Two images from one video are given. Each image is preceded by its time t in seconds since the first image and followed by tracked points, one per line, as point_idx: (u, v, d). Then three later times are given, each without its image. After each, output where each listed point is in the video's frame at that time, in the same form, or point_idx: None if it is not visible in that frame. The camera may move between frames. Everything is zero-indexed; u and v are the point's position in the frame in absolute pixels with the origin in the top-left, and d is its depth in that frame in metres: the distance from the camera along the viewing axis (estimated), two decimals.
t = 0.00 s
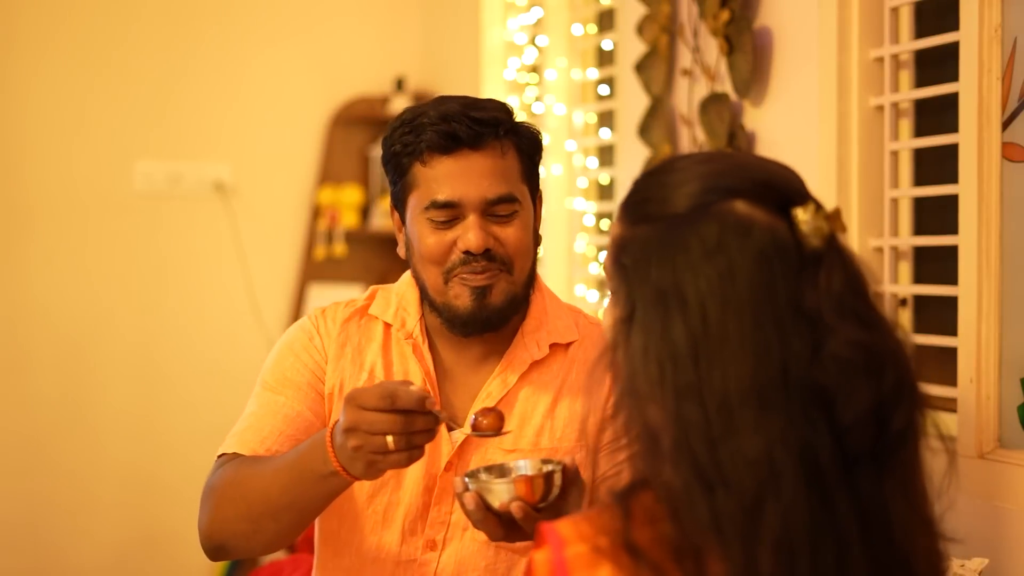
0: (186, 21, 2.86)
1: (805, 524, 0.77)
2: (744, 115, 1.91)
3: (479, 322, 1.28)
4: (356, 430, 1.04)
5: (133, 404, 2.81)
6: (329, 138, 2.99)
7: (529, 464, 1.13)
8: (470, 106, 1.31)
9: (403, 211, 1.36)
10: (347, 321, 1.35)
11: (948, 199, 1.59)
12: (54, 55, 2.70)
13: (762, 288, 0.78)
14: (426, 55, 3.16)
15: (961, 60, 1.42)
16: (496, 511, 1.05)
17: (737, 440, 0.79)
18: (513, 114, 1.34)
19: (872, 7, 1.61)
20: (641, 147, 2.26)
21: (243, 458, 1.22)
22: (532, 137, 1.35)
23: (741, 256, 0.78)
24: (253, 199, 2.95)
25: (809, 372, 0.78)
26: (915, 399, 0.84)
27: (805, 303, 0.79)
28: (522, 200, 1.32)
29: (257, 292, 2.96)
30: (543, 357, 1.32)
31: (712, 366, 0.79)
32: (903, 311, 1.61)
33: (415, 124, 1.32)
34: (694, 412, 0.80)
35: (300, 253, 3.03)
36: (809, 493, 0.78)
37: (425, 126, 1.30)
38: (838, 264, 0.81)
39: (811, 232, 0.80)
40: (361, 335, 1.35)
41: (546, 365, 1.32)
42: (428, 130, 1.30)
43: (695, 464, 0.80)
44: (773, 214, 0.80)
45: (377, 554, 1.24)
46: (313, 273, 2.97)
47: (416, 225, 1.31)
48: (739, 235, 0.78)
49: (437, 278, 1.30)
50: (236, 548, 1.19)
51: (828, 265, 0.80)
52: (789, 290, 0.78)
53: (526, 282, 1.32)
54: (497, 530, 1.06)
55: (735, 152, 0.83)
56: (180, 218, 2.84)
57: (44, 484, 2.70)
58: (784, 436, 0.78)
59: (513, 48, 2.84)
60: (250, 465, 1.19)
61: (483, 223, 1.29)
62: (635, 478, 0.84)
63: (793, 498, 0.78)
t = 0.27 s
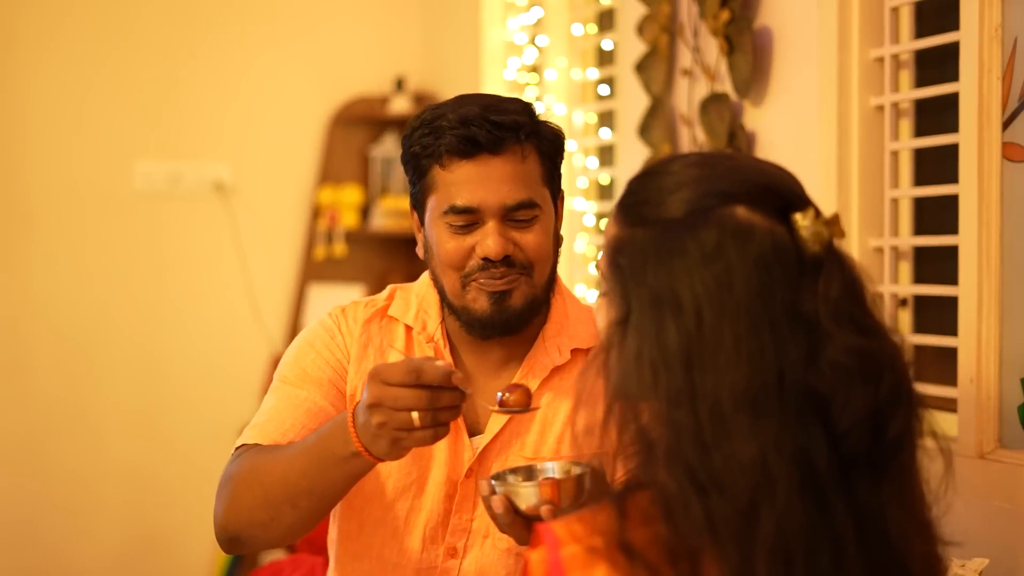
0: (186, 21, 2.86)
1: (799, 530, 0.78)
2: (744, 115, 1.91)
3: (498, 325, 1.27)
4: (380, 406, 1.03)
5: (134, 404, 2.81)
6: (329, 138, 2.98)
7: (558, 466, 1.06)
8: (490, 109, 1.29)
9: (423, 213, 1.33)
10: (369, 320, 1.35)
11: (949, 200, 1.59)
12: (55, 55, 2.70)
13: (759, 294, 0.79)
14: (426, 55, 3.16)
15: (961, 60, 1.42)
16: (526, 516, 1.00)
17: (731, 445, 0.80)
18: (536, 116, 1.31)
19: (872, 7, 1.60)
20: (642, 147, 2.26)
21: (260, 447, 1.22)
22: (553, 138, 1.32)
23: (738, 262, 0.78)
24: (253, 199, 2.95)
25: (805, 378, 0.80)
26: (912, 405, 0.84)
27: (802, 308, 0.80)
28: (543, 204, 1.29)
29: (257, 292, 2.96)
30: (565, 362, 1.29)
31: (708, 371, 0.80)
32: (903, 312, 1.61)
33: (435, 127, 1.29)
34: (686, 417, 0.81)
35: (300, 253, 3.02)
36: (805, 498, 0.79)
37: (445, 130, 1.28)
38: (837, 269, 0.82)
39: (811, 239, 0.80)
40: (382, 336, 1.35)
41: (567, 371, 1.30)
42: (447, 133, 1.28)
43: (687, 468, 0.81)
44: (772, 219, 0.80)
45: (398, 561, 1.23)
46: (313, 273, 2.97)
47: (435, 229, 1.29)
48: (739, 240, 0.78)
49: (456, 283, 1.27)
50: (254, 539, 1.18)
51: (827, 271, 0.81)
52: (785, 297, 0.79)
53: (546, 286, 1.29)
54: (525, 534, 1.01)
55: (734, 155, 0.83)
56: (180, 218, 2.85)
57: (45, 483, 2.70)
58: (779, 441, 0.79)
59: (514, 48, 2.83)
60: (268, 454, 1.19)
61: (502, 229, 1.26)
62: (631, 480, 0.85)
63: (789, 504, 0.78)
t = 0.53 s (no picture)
0: (186, 21, 2.86)
1: (801, 550, 0.77)
2: (744, 116, 1.91)
3: (514, 325, 1.26)
4: (400, 394, 0.98)
5: (134, 404, 2.81)
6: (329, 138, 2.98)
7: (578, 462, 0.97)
8: (505, 107, 1.28)
9: (437, 213, 1.33)
10: (383, 322, 1.33)
11: (949, 199, 1.59)
12: (55, 55, 2.71)
13: (775, 309, 0.79)
14: (426, 55, 3.16)
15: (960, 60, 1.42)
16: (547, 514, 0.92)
17: (738, 459, 0.79)
18: (550, 115, 1.31)
19: (872, 7, 1.60)
20: (641, 147, 2.27)
21: (275, 443, 1.18)
22: (568, 136, 1.32)
23: (757, 275, 0.80)
24: (253, 199, 2.95)
25: (818, 399, 0.80)
26: (920, 438, 0.84)
27: (818, 330, 0.80)
28: (558, 203, 1.28)
29: (257, 292, 2.96)
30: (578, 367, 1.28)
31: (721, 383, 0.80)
32: (903, 312, 1.61)
33: (449, 125, 1.29)
34: (694, 425, 0.81)
35: (300, 253, 3.02)
36: (809, 519, 0.78)
37: (459, 128, 1.27)
38: (852, 299, 0.83)
39: (825, 263, 0.82)
40: (397, 338, 1.33)
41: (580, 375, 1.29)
42: (461, 132, 1.27)
43: (688, 476, 0.81)
44: (790, 241, 0.81)
45: (413, 566, 1.19)
46: (313, 273, 2.96)
47: (449, 228, 1.29)
48: (761, 257, 0.80)
49: (470, 283, 1.27)
50: (269, 535, 1.14)
51: (841, 299, 0.82)
52: (801, 316, 0.80)
53: (562, 285, 1.28)
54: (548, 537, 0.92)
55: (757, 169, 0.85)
56: (180, 218, 2.85)
57: (45, 483, 2.71)
58: (787, 459, 0.78)
59: (514, 49, 2.83)
60: (283, 448, 1.15)
61: (517, 228, 1.25)
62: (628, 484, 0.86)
63: (794, 524, 0.77)
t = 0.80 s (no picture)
0: (186, 21, 2.85)
1: (810, 558, 0.77)
2: (744, 115, 1.91)
3: (521, 328, 1.25)
4: (420, 370, 0.97)
5: (134, 404, 2.81)
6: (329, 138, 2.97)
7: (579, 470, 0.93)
8: (513, 106, 1.28)
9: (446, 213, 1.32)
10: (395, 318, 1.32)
11: (949, 200, 1.58)
12: (55, 56, 2.70)
13: (793, 319, 0.80)
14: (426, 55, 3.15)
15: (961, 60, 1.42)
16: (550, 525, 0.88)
17: (752, 464, 0.79)
18: (558, 114, 1.31)
19: (872, 7, 1.60)
20: (642, 148, 2.28)
21: (291, 428, 1.16)
22: (576, 137, 1.32)
23: (778, 285, 0.80)
24: (253, 199, 2.95)
25: (831, 408, 0.81)
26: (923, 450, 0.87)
27: (831, 342, 0.82)
28: (565, 204, 1.28)
29: (257, 292, 2.96)
30: (588, 371, 1.25)
31: (738, 390, 0.80)
32: (903, 312, 1.61)
33: (457, 124, 1.28)
34: (707, 429, 0.81)
35: (300, 253, 3.01)
36: (820, 525, 0.79)
37: (467, 127, 1.27)
38: (860, 315, 0.85)
39: (834, 277, 0.84)
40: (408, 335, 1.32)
41: (591, 380, 1.25)
42: (469, 131, 1.27)
43: (696, 479, 0.81)
44: (803, 254, 0.83)
45: (420, 567, 1.18)
46: (313, 273, 2.96)
47: (457, 229, 1.28)
48: (781, 266, 0.80)
49: (478, 285, 1.26)
50: (283, 518, 1.12)
51: (852, 314, 0.85)
52: (816, 328, 0.81)
53: (569, 288, 1.28)
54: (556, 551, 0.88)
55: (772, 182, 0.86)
56: (180, 218, 2.84)
57: (45, 484, 2.70)
58: (801, 465, 0.78)
59: (514, 49, 2.83)
60: (298, 431, 1.13)
61: (525, 228, 1.25)
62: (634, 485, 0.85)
63: (804, 530, 0.78)
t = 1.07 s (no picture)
0: (186, 21, 2.85)
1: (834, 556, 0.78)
2: (744, 116, 1.91)
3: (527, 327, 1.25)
4: (455, 357, 0.98)
5: (133, 404, 2.81)
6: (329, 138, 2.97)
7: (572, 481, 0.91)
8: (521, 106, 1.28)
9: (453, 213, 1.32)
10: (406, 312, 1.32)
11: (949, 199, 1.58)
12: (54, 55, 2.70)
13: (819, 321, 0.82)
14: (426, 55, 3.15)
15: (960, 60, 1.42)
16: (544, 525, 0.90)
17: (786, 464, 0.79)
18: (566, 114, 1.30)
19: (872, 7, 1.60)
20: (642, 148, 2.28)
21: (314, 415, 1.15)
22: (583, 137, 1.31)
23: (804, 288, 0.81)
24: (253, 199, 2.95)
25: (850, 409, 0.83)
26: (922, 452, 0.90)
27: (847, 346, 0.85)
28: (572, 204, 1.27)
29: (257, 292, 2.96)
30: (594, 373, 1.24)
31: (767, 391, 0.80)
32: (903, 312, 1.61)
33: (464, 124, 1.28)
34: (734, 429, 0.81)
35: (300, 253, 3.01)
36: (843, 524, 0.80)
37: (474, 127, 1.27)
38: (868, 320, 0.88)
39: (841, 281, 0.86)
40: (417, 333, 1.31)
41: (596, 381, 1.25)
42: (476, 130, 1.27)
43: (716, 480, 0.80)
44: (818, 258, 0.85)
45: (424, 567, 1.18)
46: (313, 273, 2.95)
47: (464, 229, 1.28)
48: (806, 269, 0.82)
49: (485, 284, 1.27)
50: (301, 506, 1.10)
51: (862, 319, 0.88)
52: (836, 331, 0.83)
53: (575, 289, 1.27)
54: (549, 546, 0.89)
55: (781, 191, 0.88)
56: (180, 218, 2.84)
57: (44, 484, 2.70)
58: (830, 464, 0.79)
59: (514, 48, 2.82)
60: (322, 418, 1.11)
61: (532, 228, 1.25)
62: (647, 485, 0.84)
63: (832, 530, 0.79)
